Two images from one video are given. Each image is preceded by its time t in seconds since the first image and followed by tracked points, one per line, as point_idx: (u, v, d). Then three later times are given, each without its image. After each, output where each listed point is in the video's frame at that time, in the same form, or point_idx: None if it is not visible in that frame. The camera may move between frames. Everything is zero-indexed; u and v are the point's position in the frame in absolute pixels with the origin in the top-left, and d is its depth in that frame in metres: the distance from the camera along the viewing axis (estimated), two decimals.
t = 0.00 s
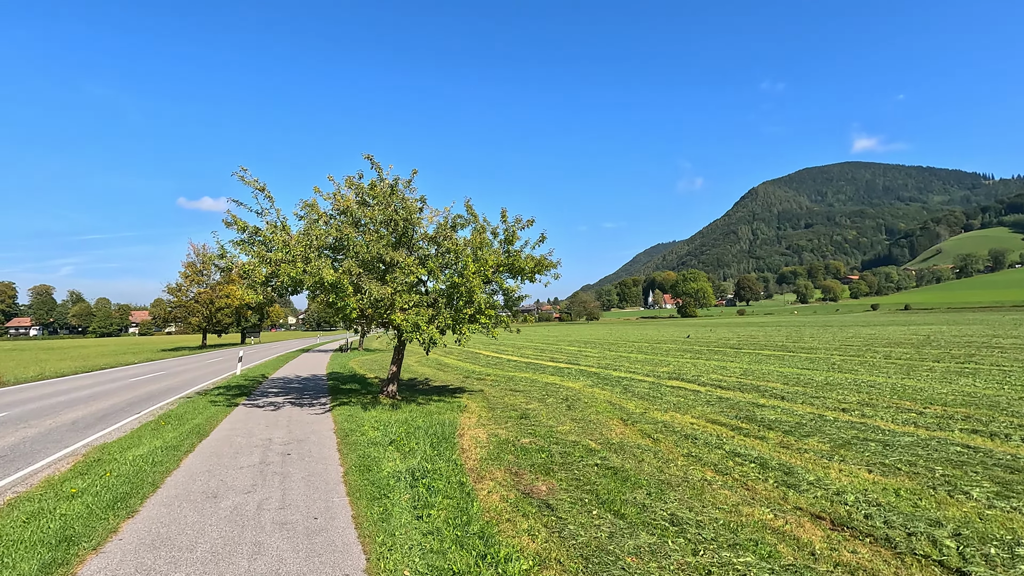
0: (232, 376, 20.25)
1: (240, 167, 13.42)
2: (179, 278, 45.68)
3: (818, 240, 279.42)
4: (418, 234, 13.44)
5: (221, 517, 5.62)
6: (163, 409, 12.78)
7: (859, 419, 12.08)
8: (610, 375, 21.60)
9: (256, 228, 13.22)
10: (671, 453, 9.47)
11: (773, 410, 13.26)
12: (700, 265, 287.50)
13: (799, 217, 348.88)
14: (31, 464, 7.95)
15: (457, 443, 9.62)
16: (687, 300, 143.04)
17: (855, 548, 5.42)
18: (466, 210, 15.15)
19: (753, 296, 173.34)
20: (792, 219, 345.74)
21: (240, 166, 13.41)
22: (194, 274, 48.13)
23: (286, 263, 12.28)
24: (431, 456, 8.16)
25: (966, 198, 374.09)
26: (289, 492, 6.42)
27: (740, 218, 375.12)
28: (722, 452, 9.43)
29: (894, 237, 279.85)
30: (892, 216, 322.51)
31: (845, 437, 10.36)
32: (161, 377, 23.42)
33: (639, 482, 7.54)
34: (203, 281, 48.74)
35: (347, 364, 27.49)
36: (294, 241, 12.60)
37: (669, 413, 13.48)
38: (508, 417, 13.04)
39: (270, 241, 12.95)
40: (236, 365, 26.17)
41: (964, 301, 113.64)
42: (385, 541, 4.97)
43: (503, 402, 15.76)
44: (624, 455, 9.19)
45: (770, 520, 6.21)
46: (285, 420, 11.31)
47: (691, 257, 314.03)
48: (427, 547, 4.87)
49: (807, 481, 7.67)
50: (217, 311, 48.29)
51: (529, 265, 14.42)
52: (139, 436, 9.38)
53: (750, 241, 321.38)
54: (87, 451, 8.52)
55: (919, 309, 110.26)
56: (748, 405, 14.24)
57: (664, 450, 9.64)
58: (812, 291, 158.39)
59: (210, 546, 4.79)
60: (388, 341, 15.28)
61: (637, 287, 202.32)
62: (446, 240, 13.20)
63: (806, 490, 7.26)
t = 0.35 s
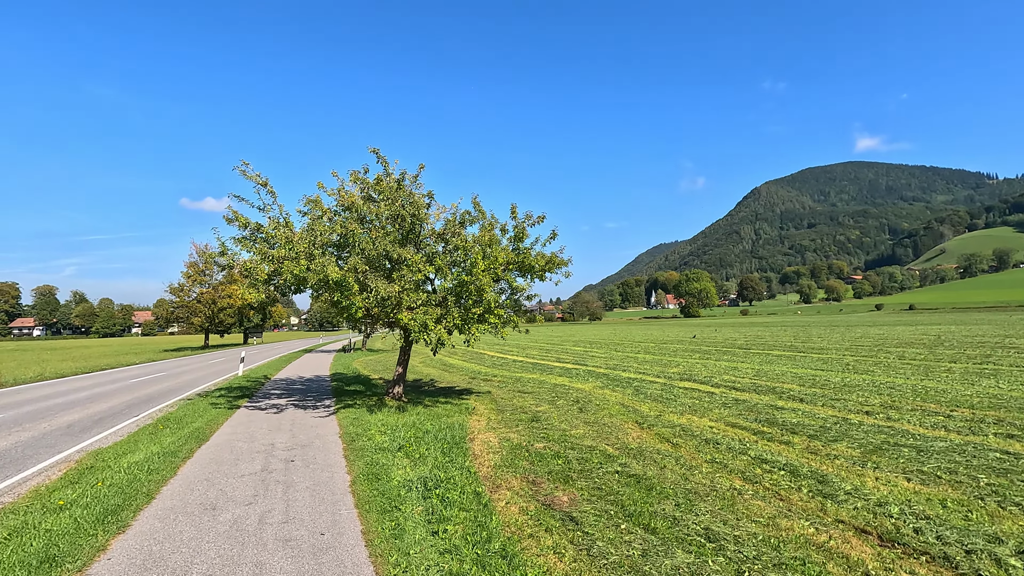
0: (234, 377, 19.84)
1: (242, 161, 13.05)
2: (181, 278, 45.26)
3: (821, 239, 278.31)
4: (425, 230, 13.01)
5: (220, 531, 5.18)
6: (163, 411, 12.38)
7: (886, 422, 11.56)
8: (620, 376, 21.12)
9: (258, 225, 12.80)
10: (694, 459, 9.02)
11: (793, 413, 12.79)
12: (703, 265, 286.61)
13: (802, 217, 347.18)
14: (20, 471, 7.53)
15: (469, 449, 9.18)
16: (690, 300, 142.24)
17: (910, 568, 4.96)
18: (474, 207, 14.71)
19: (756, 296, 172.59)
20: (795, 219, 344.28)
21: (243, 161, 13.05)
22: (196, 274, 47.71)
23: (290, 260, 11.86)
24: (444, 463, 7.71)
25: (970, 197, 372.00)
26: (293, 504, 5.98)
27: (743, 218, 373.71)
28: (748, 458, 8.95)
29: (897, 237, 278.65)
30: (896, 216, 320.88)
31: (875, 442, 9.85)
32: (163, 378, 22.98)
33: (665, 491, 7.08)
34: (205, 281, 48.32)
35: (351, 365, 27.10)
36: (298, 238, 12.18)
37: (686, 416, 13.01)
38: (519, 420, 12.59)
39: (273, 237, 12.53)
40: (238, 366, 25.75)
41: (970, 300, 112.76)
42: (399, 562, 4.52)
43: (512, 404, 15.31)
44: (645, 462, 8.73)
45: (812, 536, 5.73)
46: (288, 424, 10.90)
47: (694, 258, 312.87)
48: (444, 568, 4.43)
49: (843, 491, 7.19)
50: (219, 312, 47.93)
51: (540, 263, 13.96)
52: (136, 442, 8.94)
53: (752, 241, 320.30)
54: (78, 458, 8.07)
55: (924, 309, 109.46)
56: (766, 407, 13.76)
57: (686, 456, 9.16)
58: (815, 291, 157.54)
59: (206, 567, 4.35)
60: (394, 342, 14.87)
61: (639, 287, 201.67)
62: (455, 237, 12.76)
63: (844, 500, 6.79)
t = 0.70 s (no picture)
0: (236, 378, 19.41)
1: (243, 156, 12.61)
2: (182, 278, 44.87)
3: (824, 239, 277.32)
4: (433, 227, 12.57)
5: (218, 553, 4.73)
6: (161, 416, 11.95)
7: (914, 427, 11.05)
8: (630, 377, 20.65)
9: (259, 223, 12.36)
10: (719, 467, 8.54)
11: (814, 417, 12.31)
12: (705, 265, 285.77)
13: (805, 216, 345.73)
14: (6, 481, 7.10)
15: (481, 456, 8.74)
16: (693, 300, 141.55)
17: None
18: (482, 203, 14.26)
19: (759, 296, 171.88)
20: (797, 218, 343.18)
21: (244, 156, 12.61)
22: (199, 275, 47.33)
23: (293, 259, 11.42)
24: (457, 473, 7.25)
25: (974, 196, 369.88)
26: (298, 520, 5.53)
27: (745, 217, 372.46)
28: (776, 466, 8.46)
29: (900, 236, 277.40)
30: (900, 216, 319.24)
31: (908, 449, 9.35)
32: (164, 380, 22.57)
33: (695, 504, 6.61)
34: (207, 281, 47.93)
35: (355, 366, 26.69)
36: (301, 235, 11.73)
37: (703, 419, 12.54)
38: (530, 424, 12.13)
39: (275, 235, 12.09)
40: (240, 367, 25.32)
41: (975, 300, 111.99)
42: None
43: (522, 407, 14.86)
44: (668, 470, 8.26)
45: (863, 557, 5.25)
46: (291, 429, 10.46)
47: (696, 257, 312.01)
48: None
49: (884, 503, 6.70)
50: (221, 312, 47.58)
51: (551, 261, 13.49)
52: (131, 449, 8.50)
53: (755, 240, 319.18)
54: (70, 468, 7.64)
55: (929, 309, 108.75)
56: (785, 411, 13.28)
57: (710, 464, 8.67)
58: (819, 290, 156.80)
59: None
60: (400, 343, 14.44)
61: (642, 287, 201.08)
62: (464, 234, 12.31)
63: (889, 514, 6.30)
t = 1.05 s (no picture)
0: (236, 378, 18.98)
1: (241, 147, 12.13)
2: (182, 278, 44.40)
3: (825, 237, 276.37)
4: (439, 221, 12.11)
5: (207, 571, 4.26)
6: (156, 418, 11.52)
7: (943, 428, 10.55)
8: (639, 377, 20.19)
9: (257, 217, 11.90)
10: (743, 472, 8.06)
11: (835, 418, 11.83)
12: (707, 264, 285.05)
13: (807, 215, 345.01)
14: None
15: (491, 461, 8.27)
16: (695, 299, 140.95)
17: None
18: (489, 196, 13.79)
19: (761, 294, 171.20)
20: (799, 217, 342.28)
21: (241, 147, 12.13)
22: (199, 274, 46.86)
23: (293, 253, 10.98)
24: (467, 480, 6.80)
25: (977, 195, 368.46)
26: (296, 534, 5.07)
27: (747, 216, 371.70)
28: (804, 470, 7.98)
29: (903, 234, 276.32)
30: (901, 214, 316.82)
31: (941, 451, 8.86)
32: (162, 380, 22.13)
33: (724, 514, 6.13)
34: (208, 281, 47.45)
35: (357, 366, 26.29)
36: (301, 229, 11.29)
37: (719, 420, 12.07)
38: (540, 426, 11.67)
39: (274, 229, 11.63)
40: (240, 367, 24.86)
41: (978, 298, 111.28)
42: None
43: (530, 407, 14.40)
44: (689, 475, 7.78)
45: (918, 575, 4.76)
46: (292, 432, 10.01)
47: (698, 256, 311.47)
48: None
49: (928, 512, 6.20)
50: (222, 312, 47.19)
51: (560, 257, 13.03)
52: (123, 453, 8.06)
53: (757, 239, 318.53)
54: (56, 475, 7.19)
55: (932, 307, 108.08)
56: (803, 411, 12.78)
57: (734, 468, 8.20)
58: (821, 288, 156.06)
59: None
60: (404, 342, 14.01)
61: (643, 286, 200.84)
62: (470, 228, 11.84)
63: (936, 525, 5.81)
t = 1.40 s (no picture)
0: (234, 380, 18.50)
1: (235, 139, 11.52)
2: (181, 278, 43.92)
3: (827, 235, 275.74)
4: (443, 218, 11.62)
5: None
6: (149, 423, 11.04)
7: (973, 434, 10.06)
8: (647, 378, 19.72)
9: (253, 213, 11.39)
10: (770, 483, 7.55)
11: (857, 422, 11.35)
12: (708, 262, 284.45)
13: (808, 213, 344.21)
14: None
15: (502, 471, 7.79)
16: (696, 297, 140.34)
17: None
18: (496, 192, 13.30)
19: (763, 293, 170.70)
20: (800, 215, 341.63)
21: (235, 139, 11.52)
22: (199, 274, 46.38)
23: (291, 251, 10.49)
24: (478, 494, 6.31)
25: (979, 192, 367.48)
26: (293, 559, 4.58)
27: (748, 213, 370.38)
28: (836, 481, 7.48)
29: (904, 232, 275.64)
30: (902, 212, 316.00)
31: (977, 459, 8.35)
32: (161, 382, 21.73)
33: (758, 533, 5.63)
34: (207, 281, 46.96)
35: (358, 367, 25.84)
36: (299, 226, 10.78)
37: (735, 424, 11.59)
38: (548, 431, 11.19)
39: (270, 226, 11.13)
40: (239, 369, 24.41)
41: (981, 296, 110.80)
42: None
43: (536, 410, 13.93)
44: (712, 486, 7.29)
45: None
46: (290, 439, 9.52)
47: (699, 255, 310.82)
48: None
49: (981, 530, 5.70)
50: (221, 311, 46.78)
51: (569, 255, 12.55)
52: (108, 464, 7.56)
53: (757, 237, 317.87)
54: (35, 489, 6.69)
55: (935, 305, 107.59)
56: (822, 415, 12.29)
57: (759, 478, 7.69)
58: (823, 286, 155.52)
59: None
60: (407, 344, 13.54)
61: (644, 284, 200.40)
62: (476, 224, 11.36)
63: (993, 546, 5.31)
